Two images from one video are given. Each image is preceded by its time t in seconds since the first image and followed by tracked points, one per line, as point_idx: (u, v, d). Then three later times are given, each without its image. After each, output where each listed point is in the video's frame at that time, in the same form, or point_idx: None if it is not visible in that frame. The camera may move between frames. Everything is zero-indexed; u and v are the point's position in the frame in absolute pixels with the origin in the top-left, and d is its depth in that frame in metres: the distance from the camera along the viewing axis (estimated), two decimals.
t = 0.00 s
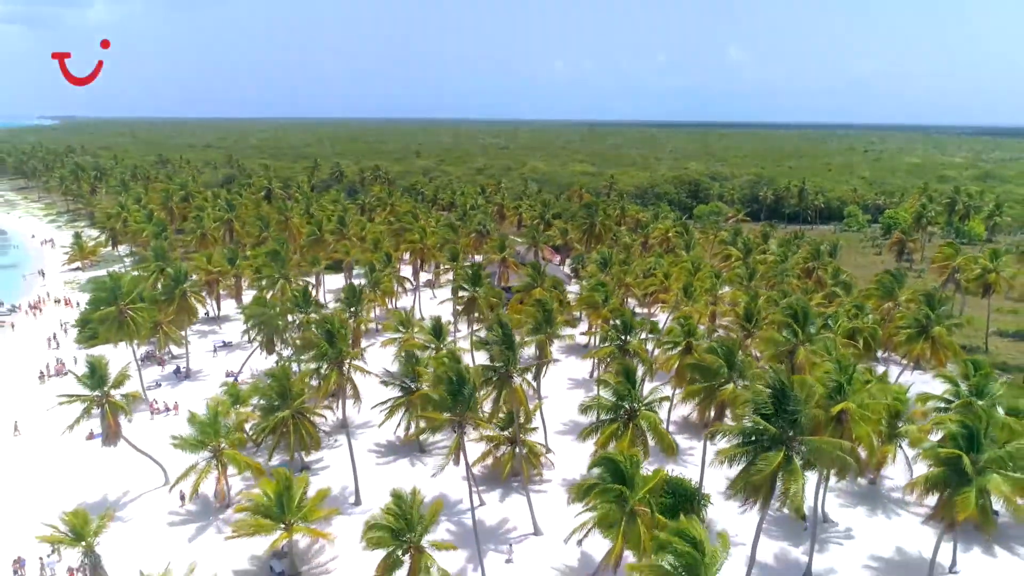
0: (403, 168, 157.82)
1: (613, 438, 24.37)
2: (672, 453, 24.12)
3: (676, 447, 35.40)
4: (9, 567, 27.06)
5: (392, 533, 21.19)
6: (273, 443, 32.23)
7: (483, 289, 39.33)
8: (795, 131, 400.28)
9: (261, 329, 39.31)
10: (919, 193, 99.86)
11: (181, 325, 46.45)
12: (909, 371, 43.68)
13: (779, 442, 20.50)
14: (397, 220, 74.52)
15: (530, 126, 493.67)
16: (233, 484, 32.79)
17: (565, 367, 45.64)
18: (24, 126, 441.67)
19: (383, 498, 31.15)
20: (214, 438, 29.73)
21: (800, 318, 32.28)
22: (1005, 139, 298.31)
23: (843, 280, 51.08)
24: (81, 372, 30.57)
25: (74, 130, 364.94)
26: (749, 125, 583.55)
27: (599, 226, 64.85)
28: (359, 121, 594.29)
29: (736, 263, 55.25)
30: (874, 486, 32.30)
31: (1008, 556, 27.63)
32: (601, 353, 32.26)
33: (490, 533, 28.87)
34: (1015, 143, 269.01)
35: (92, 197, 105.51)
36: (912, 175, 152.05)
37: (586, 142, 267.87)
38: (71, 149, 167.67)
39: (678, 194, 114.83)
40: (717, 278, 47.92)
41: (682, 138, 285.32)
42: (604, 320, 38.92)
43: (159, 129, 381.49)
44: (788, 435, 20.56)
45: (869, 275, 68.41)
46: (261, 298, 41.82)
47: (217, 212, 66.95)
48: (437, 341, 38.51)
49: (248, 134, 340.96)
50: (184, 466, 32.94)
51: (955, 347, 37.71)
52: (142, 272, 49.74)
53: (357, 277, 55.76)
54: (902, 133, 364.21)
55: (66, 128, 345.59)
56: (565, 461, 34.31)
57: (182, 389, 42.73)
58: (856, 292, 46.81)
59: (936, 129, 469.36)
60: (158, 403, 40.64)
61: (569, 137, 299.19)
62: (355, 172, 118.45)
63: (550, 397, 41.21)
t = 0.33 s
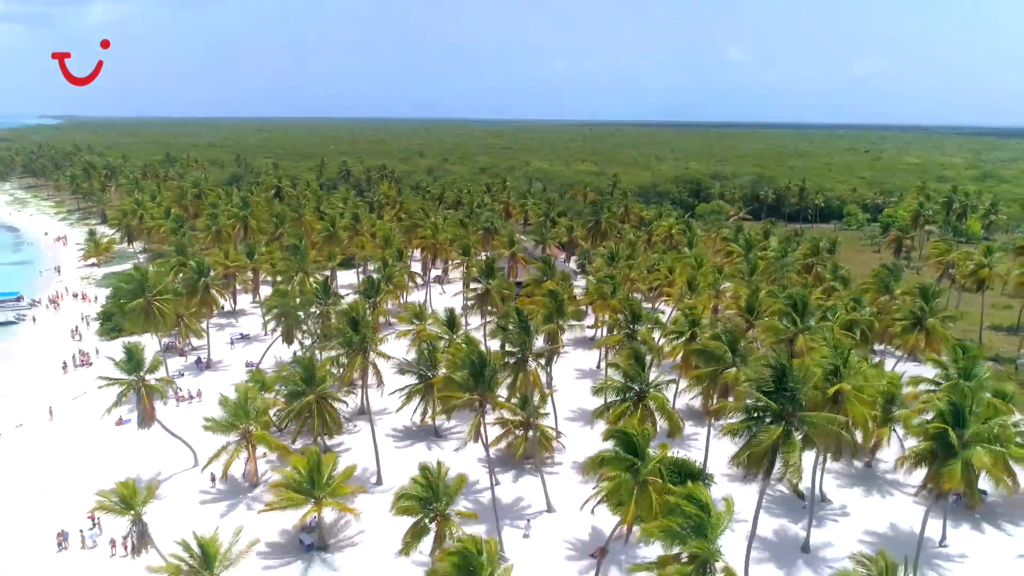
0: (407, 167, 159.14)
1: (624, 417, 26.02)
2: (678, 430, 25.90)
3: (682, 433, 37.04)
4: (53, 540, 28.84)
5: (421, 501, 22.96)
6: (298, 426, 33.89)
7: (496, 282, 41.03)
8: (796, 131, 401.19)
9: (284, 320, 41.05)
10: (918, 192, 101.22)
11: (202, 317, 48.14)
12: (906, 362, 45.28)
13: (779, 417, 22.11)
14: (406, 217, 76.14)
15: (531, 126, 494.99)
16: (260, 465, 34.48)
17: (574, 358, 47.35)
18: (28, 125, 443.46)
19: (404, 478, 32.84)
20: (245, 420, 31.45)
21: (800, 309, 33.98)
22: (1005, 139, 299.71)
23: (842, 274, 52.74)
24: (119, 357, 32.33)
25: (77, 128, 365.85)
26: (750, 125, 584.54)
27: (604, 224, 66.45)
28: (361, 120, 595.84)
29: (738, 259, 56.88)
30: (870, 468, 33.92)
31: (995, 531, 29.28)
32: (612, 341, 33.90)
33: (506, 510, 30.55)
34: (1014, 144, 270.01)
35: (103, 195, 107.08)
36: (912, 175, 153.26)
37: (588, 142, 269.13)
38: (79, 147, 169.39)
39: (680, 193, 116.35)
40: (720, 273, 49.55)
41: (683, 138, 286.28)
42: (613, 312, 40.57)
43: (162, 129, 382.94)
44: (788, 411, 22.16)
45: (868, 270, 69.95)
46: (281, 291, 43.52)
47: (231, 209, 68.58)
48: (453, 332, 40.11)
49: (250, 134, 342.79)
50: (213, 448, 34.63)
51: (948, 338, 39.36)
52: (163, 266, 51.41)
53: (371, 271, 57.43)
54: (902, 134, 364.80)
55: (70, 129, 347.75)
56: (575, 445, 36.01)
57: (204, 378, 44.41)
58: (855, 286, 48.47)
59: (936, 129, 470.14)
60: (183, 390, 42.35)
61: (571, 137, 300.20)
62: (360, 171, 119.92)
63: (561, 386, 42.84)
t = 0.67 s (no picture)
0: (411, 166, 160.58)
1: (634, 399, 27.64)
2: (686, 411, 27.39)
3: (686, 420, 38.69)
4: (94, 516, 30.61)
5: (445, 474, 24.66)
6: (321, 411, 35.53)
7: (509, 275, 42.77)
8: (797, 131, 402.42)
9: (304, 312, 42.83)
10: (917, 191, 102.61)
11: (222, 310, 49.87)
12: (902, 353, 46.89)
13: (780, 396, 23.74)
14: (414, 214, 77.81)
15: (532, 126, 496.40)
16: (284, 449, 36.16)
17: (582, 350, 49.02)
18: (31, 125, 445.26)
19: (422, 461, 34.53)
20: (272, 404, 33.12)
21: (799, 300, 35.67)
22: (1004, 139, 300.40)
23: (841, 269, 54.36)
24: (152, 345, 34.05)
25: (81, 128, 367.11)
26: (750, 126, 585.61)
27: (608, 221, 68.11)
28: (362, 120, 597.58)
29: (740, 255, 58.53)
30: (867, 452, 35.57)
31: (984, 509, 30.90)
32: (621, 330, 35.87)
33: (520, 489, 32.22)
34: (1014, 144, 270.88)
35: (113, 194, 108.74)
36: (911, 174, 154.57)
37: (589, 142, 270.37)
38: (87, 146, 171.29)
39: (682, 192, 117.88)
40: (723, 268, 51.22)
41: (684, 138, 286.54)
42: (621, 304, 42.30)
43: (165, 129, 384.39)
44: (788, 390, 23.77)
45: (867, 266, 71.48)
46: (300, 284, 45.27)
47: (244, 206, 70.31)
48: (467, 323, 41.80)
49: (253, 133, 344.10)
50: (239, 433, 36.34)
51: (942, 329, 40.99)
52: (183, 261, 53.17)
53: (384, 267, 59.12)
54: (902, 134, 365.57)
55: (74, 129, 349.77)
56: (585, 431, 37.67)
57: (226, 368, 46.07)
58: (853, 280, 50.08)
59: (937, 130, 470.92)
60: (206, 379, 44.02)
61: (573, 137, 301.21)
62: (367, 170, 121.62)
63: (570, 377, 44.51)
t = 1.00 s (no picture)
0: (415, 166, 162.15)
1: (643, 382, 29.47)
2: (691, 395, 29.01)
3: (691, 409, 40.31)
4: (129, 495, 32.31)
5: (466, 451, 26.33)
6: (342, 398, 37.24)
7: (520, 269, 44.61)
8: (797, 132, 404.14)
9: (323, 304, 44.60)
10: (916, 190, 104.15)
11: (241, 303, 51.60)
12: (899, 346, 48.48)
13: (780, 377, 25.40)
14: (423, 213, 79.51)
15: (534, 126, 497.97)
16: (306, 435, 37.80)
17: (589, 343, 50.74)
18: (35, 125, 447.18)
19: (439, 445, 36.21)
20: (297, 389, 34.88)
21: (798, 291, 37.50)
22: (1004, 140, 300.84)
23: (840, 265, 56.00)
24: (184, 334, 36.07)
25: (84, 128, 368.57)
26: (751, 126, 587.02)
27: (613, 220, 69.90)
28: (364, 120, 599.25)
29: (741, 252, 60.18)
30: (864, 438, 37.22)
31: (975, 490, 32.50)
32: (629, 320, 38.20)
33: (533, 471, 33.89)
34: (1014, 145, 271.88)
35: (124, 193, 110.53)
36: (912, 174, 155.86)
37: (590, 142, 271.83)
38: (95, 147, 173.03)
39: (684, 192, 119.55)
40: (724, 263, 52.95)
41: (685, 138, 287.77)
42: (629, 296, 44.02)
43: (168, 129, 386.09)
44: (788, 372, 25.42)
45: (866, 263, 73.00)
46: (318, 278, 47.04)
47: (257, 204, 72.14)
48: (480, 314, 43.52)
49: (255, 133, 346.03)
50: (263, 419, 38.02)
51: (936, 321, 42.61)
52: (202, 256, 54.90)
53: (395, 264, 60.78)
54: (903, 134, 366.57)
55: (77, 129, 351.33)
56: (593, 418, 39.30)
57: (246, 360, 47.76)
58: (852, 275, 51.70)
59: (938, 130, 471.81)
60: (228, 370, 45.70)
61: (575, 138, 302.80)
62: (373, 170, 123.25)
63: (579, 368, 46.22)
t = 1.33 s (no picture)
0: (419, 165, 163.80)
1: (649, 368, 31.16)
2: (696, 380, 30.66)
3: (694, 398, 41.94)
4: (162, 476, 33.99)
5: (484, 431, 27.96)
6: (361, 385, 38.93)
7: (529, 263, 46.35)
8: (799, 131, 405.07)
9: (340, 296, 46.31)
10: (914, 189, 105.70)
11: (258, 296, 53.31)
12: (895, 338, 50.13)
13: (779, 361, 27.05)
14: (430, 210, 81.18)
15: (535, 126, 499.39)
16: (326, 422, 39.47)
17: (595, 335, 52.45)
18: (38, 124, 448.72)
19: (453, 431, 37.88)
20: (319, 376, 36.59)
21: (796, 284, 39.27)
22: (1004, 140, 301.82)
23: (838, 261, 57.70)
24: (209, 324, 37.75)
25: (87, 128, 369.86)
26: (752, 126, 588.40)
27: (617, 218, 71.57)
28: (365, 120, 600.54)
29: (743, 248, 61.82)
30: (860, 425, 38.86)
31: (965, 472, 34.17)
32: (636, 311, 39.94)
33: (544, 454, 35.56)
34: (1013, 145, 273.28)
35: (134, 191, 112.10)
36: (911, 173, 157.37)
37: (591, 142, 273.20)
38: (101, 146, 174.47)
39: (685, 191, 121.21)
40: (726, 259, 54.66)
41: (686, 139, 289.18)
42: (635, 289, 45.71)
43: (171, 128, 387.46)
44: (787, 356, 27.04)
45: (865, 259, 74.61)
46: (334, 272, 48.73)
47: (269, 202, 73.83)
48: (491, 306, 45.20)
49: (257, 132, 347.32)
50: (285, 406, 39.70)
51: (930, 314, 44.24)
52: (220, 251, 56.60)
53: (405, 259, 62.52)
54: (902, 134, 367.86)
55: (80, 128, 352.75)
56: (601, 407, 40.94)
57: (264, 351, 49.47)
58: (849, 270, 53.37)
59: (938, 130, 472.98)
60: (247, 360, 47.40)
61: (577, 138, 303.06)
62: (378, 169, 124.85)
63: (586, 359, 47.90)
